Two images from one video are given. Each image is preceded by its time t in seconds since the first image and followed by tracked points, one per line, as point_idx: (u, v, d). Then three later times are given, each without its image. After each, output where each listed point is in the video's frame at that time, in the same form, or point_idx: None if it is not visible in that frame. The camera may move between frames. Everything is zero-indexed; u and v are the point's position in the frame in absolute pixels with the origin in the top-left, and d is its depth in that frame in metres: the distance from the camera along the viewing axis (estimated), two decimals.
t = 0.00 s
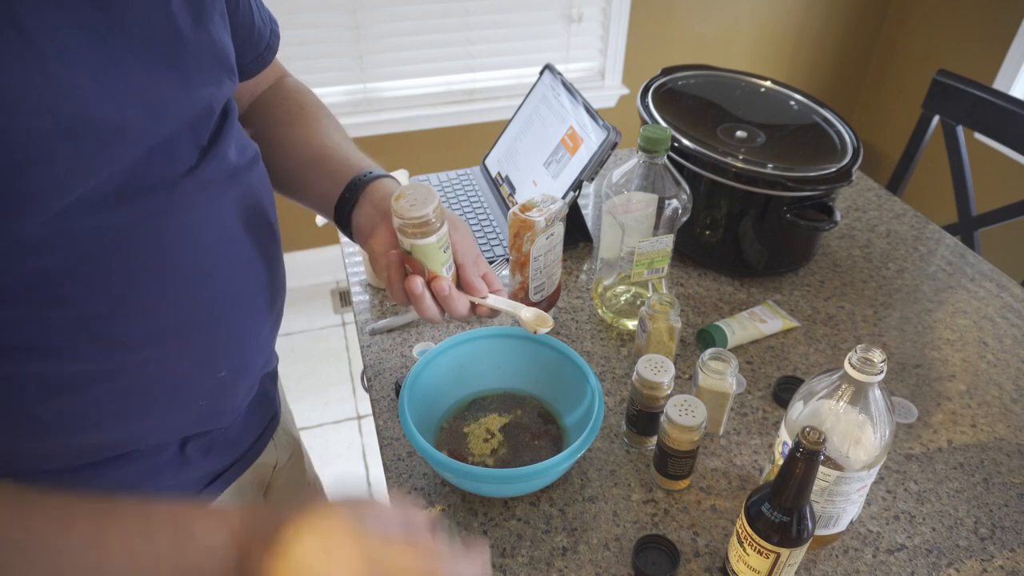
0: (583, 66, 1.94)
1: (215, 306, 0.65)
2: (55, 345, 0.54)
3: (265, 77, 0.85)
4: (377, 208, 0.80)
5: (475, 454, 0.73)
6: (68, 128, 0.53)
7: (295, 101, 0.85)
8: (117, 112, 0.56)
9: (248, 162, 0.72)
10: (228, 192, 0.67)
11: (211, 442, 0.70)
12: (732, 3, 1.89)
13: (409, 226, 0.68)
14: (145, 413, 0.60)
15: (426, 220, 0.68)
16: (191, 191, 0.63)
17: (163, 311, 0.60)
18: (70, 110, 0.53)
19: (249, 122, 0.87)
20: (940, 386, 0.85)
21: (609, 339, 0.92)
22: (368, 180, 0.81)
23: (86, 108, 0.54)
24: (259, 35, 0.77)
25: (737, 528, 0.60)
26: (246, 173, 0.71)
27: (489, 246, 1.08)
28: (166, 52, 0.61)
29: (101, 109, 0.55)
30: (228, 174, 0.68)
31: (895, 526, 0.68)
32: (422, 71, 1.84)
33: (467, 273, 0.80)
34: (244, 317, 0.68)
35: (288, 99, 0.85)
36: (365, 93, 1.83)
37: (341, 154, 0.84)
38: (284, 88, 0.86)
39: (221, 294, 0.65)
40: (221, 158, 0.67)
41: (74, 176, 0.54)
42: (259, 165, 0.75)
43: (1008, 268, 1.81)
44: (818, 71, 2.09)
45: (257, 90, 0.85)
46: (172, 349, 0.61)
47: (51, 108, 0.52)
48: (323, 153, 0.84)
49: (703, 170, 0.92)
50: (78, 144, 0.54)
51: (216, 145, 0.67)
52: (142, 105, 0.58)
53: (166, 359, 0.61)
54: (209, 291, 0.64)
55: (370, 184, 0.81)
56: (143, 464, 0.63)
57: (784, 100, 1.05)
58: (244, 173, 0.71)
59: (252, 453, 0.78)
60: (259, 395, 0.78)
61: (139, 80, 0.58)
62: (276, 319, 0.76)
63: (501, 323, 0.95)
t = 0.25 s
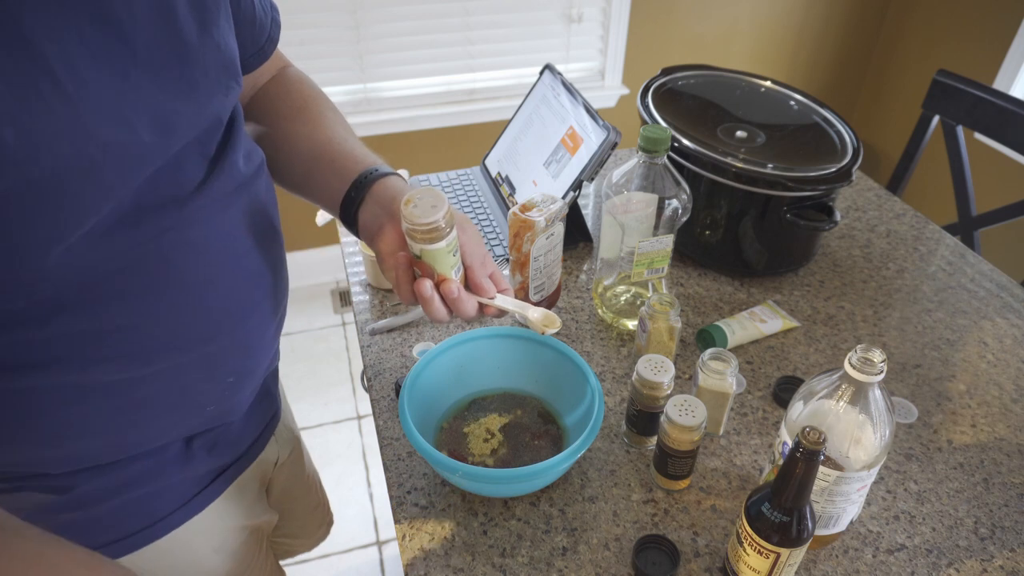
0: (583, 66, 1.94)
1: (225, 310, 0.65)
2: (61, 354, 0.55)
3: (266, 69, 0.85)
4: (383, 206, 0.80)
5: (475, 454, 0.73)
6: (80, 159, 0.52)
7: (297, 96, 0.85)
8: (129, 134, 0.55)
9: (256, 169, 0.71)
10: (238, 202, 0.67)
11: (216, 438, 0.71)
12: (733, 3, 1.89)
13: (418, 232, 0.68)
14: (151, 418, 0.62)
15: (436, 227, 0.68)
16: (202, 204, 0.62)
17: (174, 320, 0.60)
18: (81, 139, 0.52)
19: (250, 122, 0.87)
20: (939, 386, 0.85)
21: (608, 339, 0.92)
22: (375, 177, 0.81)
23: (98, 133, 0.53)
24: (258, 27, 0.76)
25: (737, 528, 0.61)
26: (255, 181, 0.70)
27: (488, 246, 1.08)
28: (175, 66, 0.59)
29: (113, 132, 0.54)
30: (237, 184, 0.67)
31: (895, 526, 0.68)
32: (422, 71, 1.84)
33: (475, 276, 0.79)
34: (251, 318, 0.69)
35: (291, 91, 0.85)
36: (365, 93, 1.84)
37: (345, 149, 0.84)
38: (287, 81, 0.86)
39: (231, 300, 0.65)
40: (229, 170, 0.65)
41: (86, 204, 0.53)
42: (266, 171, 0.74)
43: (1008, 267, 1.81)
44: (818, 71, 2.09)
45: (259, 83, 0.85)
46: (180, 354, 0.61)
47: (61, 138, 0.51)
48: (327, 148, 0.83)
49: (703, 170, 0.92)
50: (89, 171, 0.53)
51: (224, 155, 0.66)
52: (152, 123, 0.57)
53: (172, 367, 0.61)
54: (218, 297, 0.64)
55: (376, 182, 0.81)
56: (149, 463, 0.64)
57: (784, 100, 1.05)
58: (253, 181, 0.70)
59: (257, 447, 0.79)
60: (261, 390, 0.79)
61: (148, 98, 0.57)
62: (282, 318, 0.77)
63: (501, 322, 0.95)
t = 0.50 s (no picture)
0: (583, 66, 1.94)
1: (230, 310, 0.65)
2: (69, 355, 0.55)
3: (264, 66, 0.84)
4: (389, 203, 0.80)
5: (475, 454, 0.73)
6: (84, 160, 0.52)
7: (297, 94, 0.85)
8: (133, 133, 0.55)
9: (259, 168, 0.71)
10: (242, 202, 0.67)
11: (224, 436, 0.71)
12: (733, 3, 1.89)
13: (428, 228, 0.68)
14: (158, 417, 0.62)
15: (446, 223, 0.68)
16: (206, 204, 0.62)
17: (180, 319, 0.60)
18: (84, 140, 0.52)
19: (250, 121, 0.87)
20: (939, 386, 0.85)
21: (608, 339, 0.92)
22: (380, 174, 0.81)
23: (102, 133, 0.53)
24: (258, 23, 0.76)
25: (737, 528, 0.61)
26: (258, 181, 0.70)
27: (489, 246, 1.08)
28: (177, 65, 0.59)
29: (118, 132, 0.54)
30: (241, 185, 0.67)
31: (895, 526, 0.68)
32: (422, 71, 1.84)
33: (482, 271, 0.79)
34: (257, 317, 0.69)
35: (291, 89, 0.85)
36: (365, 93, 1.83)
37: (347, 147, 0.84)
38: (285, 78, 0.85)
39: (236, 299, 0.66)
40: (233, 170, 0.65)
41: (92, 207, 0.53)
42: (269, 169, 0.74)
43: (1008, 267, 1.81)
44: (818, 71, 2.09)
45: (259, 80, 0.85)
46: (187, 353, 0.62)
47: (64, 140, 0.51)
48: (328, 148, 0.83)
49: (703, 169, 0.92)
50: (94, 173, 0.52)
51: (228, 155, 0.66)
52: (155, 123, 0.57)
53: (177, 367, 0.61)
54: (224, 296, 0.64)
55: (381, 180, 0.81)
56: (156, 462, 0.64)
57: (784, 100, 1.05)
58: (257, 181, 0.70)
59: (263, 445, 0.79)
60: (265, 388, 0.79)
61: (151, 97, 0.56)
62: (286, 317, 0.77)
63: (501, 322, 0.95)
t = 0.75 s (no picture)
0: (583, 66, 1.94)
1: (231, 306, 0.65)
2: (69, 352, 0.54)
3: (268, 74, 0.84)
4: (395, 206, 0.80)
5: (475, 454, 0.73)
6: (85, 152, 0.52)
7: (301, 103, 0.85)
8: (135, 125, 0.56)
9: (255, 164, 0.73)
10: (240, 197, 0.68)
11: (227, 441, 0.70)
12: (733, 3, 1.89)
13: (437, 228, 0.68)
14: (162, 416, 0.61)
15: (453, 224, 0.68)
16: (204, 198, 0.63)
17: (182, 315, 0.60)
18: (88, 130, 0.52)
19: (251, 125, 0.87)
20: (940, 386, 0.85)
21: (609, 339, 0.92)
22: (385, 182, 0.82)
23: (105, 122, 0.54)
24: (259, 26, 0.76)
25: (737, 527, 0.60)
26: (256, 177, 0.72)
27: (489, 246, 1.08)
28: (179, 60, 0.60)
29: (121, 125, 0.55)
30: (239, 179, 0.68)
31: (895, 526, 0.68)
32: (422, 71, 1.84)
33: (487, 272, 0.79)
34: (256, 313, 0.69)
35: (291, 95, 0.85)
36: (365, 93, 1.83)
37: (348, 150, 0.84)
38: (287, 86, 0.85)
39: (236, 294, 0.66)
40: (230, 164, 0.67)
41: (96, 199, 0.53)
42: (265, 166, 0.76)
43: (1007, 267, 1.81)
44: (818, 71, 2.09)
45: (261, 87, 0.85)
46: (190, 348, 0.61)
47: (67, 132, 0.51)
48: (328, 152, 0.83)
49: (703, 170, 0.92)
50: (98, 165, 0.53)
51: (225, 149, 0.68)
52: (157, 118, 0.58)
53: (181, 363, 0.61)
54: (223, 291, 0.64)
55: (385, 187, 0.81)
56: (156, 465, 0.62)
57: (785, 100, 1.05)
58: (254, 176, 0.71)
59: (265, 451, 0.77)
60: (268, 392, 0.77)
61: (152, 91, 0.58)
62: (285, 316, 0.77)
63: (501, 322, 0.95)
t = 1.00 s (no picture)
0: (583, 66, 1.93)
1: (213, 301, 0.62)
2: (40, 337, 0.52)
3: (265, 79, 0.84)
4: (386, 206, 0.79)
5: (475, 453, 0.73)
6: (52, 130, 0.48)
7: (299, 106, 0.85)
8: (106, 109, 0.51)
9: (251, 154, 0.67)
10: (229, 185, 0.62)
11: (221, 441, 0.68)
12: (733, 2, 1.89)
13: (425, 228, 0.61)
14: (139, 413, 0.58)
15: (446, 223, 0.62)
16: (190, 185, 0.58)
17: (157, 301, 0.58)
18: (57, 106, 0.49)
19: (250, 125, 0.87)
20: (939, 386, 0.85)
21: (608, 339, 0.92)
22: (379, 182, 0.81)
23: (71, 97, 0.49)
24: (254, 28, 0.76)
25: (737, 527, 0.60)
26: (251, 166, 0.66)
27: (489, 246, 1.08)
28: (166, 44, 0.56)
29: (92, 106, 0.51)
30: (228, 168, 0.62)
31: (895, 526, 0.68)
32: (422, 71, 1.84)
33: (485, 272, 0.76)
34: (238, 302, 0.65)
35: (290, 98, 0.85)
36: (365, 93, 1.83)
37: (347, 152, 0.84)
38: (286, 90, 0.86)
39: (213, 283, 0.63)
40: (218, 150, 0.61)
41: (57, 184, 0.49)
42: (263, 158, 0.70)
43: (1007, 267, 1.81)
44: (818, 71, 2.09)
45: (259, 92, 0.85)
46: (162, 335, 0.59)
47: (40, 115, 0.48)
48: (326, 153, 0.83)
49: (703, 170, 0.92)
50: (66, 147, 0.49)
51: (214, 135, 0.62)
52: (134, 96, 0.53)
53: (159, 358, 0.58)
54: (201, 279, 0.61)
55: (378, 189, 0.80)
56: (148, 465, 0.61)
57: (784, 99, 1.05)
58: (246, 166, 0.65)
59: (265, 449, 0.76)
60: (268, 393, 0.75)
61: (129, 71, 0.53)
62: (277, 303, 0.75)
63: (501, 322, 0.95)
